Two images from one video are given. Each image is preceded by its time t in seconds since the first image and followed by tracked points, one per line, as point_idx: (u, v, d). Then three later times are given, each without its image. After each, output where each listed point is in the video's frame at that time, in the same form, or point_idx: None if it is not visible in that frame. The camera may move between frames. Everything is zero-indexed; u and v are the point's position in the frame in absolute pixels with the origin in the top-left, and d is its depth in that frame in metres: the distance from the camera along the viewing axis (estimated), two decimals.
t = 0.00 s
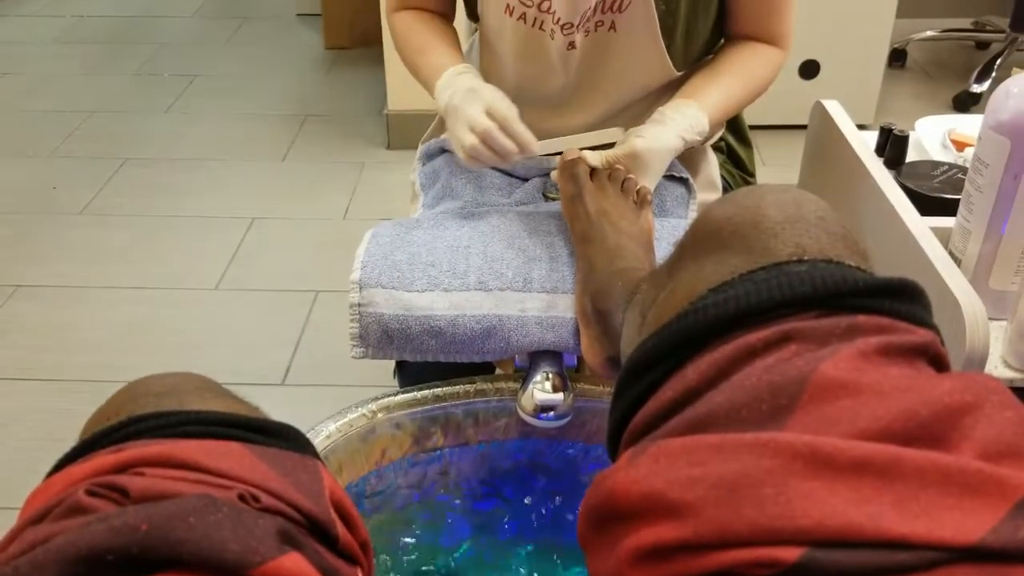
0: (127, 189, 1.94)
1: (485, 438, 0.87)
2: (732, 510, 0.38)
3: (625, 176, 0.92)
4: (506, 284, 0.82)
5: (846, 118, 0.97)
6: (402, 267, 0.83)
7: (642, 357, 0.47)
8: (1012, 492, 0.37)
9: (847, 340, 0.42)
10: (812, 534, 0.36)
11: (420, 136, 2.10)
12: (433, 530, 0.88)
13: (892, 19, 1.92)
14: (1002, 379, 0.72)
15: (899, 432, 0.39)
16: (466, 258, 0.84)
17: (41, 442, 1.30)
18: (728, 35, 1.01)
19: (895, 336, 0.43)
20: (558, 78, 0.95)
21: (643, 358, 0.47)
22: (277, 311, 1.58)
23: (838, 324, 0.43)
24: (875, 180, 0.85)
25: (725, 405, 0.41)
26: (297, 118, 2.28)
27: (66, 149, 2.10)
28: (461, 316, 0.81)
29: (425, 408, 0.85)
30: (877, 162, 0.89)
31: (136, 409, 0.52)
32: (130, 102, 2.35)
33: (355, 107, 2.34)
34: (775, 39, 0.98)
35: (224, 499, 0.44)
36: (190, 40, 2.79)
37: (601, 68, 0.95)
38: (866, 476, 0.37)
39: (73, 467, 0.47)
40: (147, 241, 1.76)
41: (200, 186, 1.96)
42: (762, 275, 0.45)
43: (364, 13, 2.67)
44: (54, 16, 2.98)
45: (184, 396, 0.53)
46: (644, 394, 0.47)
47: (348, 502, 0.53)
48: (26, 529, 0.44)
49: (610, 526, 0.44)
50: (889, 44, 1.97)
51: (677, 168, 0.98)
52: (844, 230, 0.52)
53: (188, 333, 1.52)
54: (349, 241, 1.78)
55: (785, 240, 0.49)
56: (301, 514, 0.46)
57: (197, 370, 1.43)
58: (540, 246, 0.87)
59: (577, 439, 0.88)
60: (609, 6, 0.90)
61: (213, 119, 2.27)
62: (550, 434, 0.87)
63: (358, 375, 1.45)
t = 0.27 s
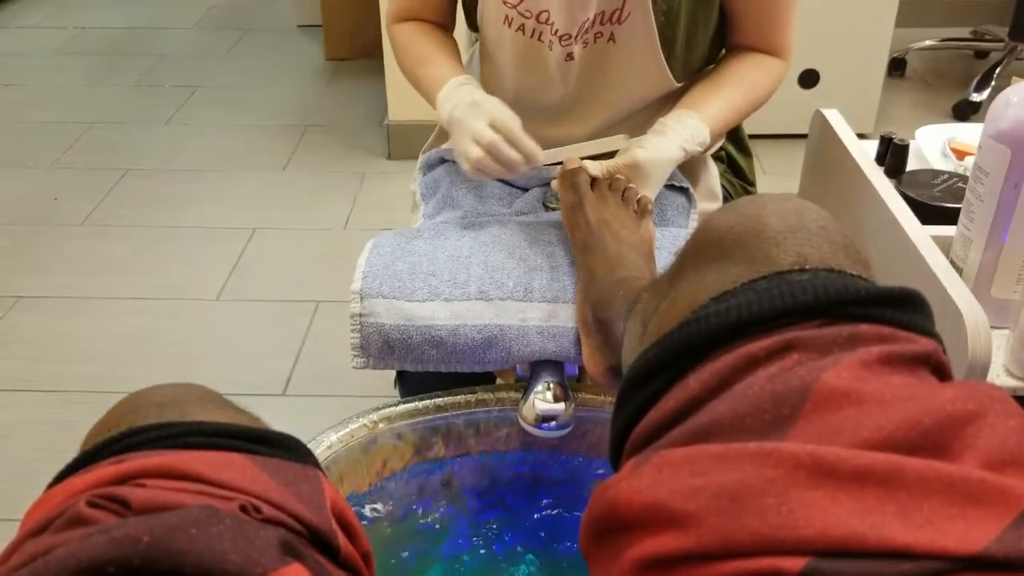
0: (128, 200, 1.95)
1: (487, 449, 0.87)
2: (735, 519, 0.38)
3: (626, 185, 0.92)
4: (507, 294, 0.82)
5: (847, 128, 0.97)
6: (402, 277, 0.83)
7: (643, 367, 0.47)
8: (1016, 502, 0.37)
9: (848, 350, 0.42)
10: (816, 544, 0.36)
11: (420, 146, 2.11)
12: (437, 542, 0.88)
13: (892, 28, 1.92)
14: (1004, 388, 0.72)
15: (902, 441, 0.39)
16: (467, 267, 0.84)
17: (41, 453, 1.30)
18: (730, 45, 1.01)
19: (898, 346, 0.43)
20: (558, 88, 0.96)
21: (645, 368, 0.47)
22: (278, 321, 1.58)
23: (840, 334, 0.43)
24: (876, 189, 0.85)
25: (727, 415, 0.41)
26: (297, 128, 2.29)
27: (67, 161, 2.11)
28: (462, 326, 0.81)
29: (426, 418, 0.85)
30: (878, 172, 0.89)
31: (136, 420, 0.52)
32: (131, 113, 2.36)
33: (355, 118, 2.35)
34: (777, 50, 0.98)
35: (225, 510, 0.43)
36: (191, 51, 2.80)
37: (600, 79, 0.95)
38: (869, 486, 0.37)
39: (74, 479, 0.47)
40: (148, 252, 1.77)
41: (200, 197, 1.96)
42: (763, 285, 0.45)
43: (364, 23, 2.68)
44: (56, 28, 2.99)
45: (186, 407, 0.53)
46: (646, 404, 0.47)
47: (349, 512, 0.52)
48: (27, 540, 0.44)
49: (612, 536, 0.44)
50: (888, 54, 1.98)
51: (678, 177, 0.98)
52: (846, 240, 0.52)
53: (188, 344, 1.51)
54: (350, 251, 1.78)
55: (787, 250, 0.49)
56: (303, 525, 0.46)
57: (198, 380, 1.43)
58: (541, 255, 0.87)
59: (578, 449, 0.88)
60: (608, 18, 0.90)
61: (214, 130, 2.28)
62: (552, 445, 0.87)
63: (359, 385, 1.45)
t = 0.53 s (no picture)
0: (130, 210, 1.95)
1: (489, 457, 0.87)
2: (739, 527, 0.38)
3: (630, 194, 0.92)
4: (509, 302, 0.82)
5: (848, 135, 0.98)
6: (405, 286, 0.83)
7: (646, 375, 0.47)
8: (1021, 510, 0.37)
9: (852, 358, 0.42)
10: (820, 553, 0.36)
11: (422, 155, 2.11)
12: (438, 555, 0.88)
13: (892, 36, 1.93)
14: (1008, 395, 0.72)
15: (906, 449, 0.39)
16: (469, 276, 0.84)
17: (44, 463, 1.30)
18: (732, 53, 1.02)
19: (901, 354, 0.43)
20: (559, 97, 0.96)
21: (649, 376, 0.47)
22: (280, 330, 1.58)
23: (843, 342, 0.43)
24: (879, 197, 0.85)
25: (731, 423, 0.41)
26: (300, 138, 2.29)
27: (70, 170, 2.11)
28: (464, 335, 0.81)
29: (429, 427, 0.85)
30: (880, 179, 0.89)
31: (138, 431, 0.52)
32: (134, 123, 2.37)
33: (357, 127, 2.36)
34: (780, 57, 0.99)
35: (228, 519, 0.43)
36: (194, 61, 2.81)
37: (602, 87, 0.95)
38: (873, 493, 0.37)
39: (76, 489, 0.47)
40: (150, 261, 1.77)
41: (203, 207, 1.97)
42: (766, 293, 0.45)
43: (366, 32, 2.68)
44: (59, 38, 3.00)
45: (188, 417, 0.53)
46: (650, 413, 0.47)
47: (352, 522, 0.52)
48: (30, 551, 0.44)
49: (617, 545, 0.44)
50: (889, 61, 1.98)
51: (680, 186, 0.99)
52: (848, 247, 0.52)
53: (191, 353, 1.51)
54: (352, 260, 1.78)
55: (790, 257, 0.49)
56: (307, 535, 0.46)
57: (200, 389, 1.43)
58: (543, 264, 0.87)
59: (580, 459, 0.88)
60: (609, 27, 0.90)
61: (216, 139, 2.28)
62: (553, 453, 0.87)
63: (362, 394, 1.45)
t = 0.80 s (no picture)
0: (132, 215, 1.95)
1: (492, 461, 0.87)
2: (741, 531, 0.38)
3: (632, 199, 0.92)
4: (511, 306, 0.82)
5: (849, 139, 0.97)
6: (406, 290, 0.83)
7: (648, 380, 0.47)
8: None
9: (853, 361, 0.42)
10: (823, 556, 0.36)
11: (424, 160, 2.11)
12: (437, 559, 0.88)
13: (893, 40, 1.93)
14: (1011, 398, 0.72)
15: (908, 452, 0.39)
16: (470, 281, 0.84)
17: (46, 468, 1.30)
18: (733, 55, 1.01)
19: (903, 357, 0.43)
20: (562, 103, 0.96)
21: (651, 380, 0.47)
22: (283, 336, 1.58)
23: (845, 345, 0.43)
24: (880, 201, 0.85)
25: (733, 426, 0.41)
26: (301, 143, 2.29)
27: (72, 176, 2.12)
28: (466, 339, 0.81)
29: (430, 432, 0.85)
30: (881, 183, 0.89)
31: (140, 436, 0.52)
32: (136, 129, 2.37)
33: (359, 131, 2.36)
34: (780, 60, 0.99)
35: (231, 525, 0.43)
36: (196, 66, 2.81)
37: (604, 94, 0.95)
38: (876, 497, 0.37)
39: (79, 494, 0.47)
40: (152, 267, 1.77)
41: (205, 212, 1.97)
42: (767, 296, 0.45)
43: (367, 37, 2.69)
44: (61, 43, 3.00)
45: (191, 422, 0.53)
46: (652, 417, 0.47)
47: (354, 528, 0.52)
48: (33, 556, 0.44)
49: (619, 549, 0.44)
50: (891, 65, 1.98)
51: (682, 190, 0.99)
52: (850, 251, 0.52)
53: (193, 358, 1.52)
54: (354, 265, 1.78)
55: (791, 261, 0.49)
56: (309, 540, 0.46)
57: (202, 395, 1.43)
58: (544, 268, 0.87)
59: (582, 463, 0.88)
60: (611, 32, 0.91)
61: (218, 144, 2.29)
62: (556, 457, 0.87)
63: (364, 399, 1.45)
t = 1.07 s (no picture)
0: (134, 220, 1.95)
1: (495, 465, 0.87)
2: (745, 534, 0.38)
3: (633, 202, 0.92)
4: (513, 310, 0.82)
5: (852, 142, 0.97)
6: (409, 294, 0.83)
7: (650, 383, 0.47)
8: None
9: (856, 364, 0.42)
10: (826, 560, 0.36)
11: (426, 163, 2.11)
12: (442, 561, 0.87)
13: (895, 42, 1.93)
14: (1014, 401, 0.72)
15: (911, 455, 0.38)
16: (473, 284, 0.84)
17: (48, 473, 1.30)
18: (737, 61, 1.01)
19: (906, 360, 0.43)
20: (564, 106, 0.96)
21: (653, 384, 0.47)
22: (285, 340, 1.58)
23: (848, 348, 0.43)
24: (882, 204, 0.85)
25: (736, 430, 0.41)
26: (303, 147, 2.30)
27: (74, 181, 2.12)
28: (469, 343, 0.81)
29: (433, 436, 0.85)
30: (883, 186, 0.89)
31: (142, 441, 0.52)
32: (138, 133, 2.37)
33: (361, 135, 2.36)
34: (784, 66, 0.98)
35: (233, 529, 0.43)
36: (198, 71, 2.82)
37: (607, 98, 0.95)
38: (879, 499, 0.37)
39: (82, 499, 0.47)
40: (153, 271, 1.77)
41: (207, 216, 1.97)
42: (769, 300, 0.45)
43: (368, 42, 2.69)
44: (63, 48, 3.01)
45: (193, 427, 0.53)
46: (655, 420, 0.47)
47: (357, 532, 0.52)
48: (35, 561, 0.44)
49: (622, 554, 0.44)
50: (892, 68, 1.98)
51: (683, 194, 0.99)
52: (854, 254, 0.52)
53: (195, 363, 1.52)
54: (356, 269, 1.78)
55: (793, 264, 0.49)
56: (312, 544, 0.46)
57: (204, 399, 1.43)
58: (546, 272, 0.87)
59: (585, 467, 0.88)
60: (614, 36, 0.91)
61: (220, 149, 2.29)
62: (559, 460, 0.87)
63: (366, 404, 1.45)
